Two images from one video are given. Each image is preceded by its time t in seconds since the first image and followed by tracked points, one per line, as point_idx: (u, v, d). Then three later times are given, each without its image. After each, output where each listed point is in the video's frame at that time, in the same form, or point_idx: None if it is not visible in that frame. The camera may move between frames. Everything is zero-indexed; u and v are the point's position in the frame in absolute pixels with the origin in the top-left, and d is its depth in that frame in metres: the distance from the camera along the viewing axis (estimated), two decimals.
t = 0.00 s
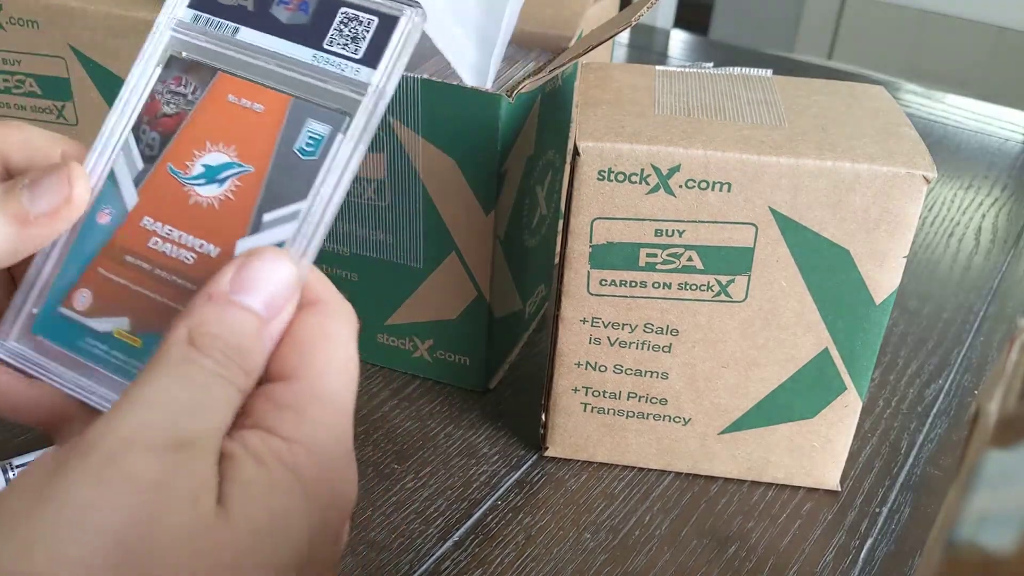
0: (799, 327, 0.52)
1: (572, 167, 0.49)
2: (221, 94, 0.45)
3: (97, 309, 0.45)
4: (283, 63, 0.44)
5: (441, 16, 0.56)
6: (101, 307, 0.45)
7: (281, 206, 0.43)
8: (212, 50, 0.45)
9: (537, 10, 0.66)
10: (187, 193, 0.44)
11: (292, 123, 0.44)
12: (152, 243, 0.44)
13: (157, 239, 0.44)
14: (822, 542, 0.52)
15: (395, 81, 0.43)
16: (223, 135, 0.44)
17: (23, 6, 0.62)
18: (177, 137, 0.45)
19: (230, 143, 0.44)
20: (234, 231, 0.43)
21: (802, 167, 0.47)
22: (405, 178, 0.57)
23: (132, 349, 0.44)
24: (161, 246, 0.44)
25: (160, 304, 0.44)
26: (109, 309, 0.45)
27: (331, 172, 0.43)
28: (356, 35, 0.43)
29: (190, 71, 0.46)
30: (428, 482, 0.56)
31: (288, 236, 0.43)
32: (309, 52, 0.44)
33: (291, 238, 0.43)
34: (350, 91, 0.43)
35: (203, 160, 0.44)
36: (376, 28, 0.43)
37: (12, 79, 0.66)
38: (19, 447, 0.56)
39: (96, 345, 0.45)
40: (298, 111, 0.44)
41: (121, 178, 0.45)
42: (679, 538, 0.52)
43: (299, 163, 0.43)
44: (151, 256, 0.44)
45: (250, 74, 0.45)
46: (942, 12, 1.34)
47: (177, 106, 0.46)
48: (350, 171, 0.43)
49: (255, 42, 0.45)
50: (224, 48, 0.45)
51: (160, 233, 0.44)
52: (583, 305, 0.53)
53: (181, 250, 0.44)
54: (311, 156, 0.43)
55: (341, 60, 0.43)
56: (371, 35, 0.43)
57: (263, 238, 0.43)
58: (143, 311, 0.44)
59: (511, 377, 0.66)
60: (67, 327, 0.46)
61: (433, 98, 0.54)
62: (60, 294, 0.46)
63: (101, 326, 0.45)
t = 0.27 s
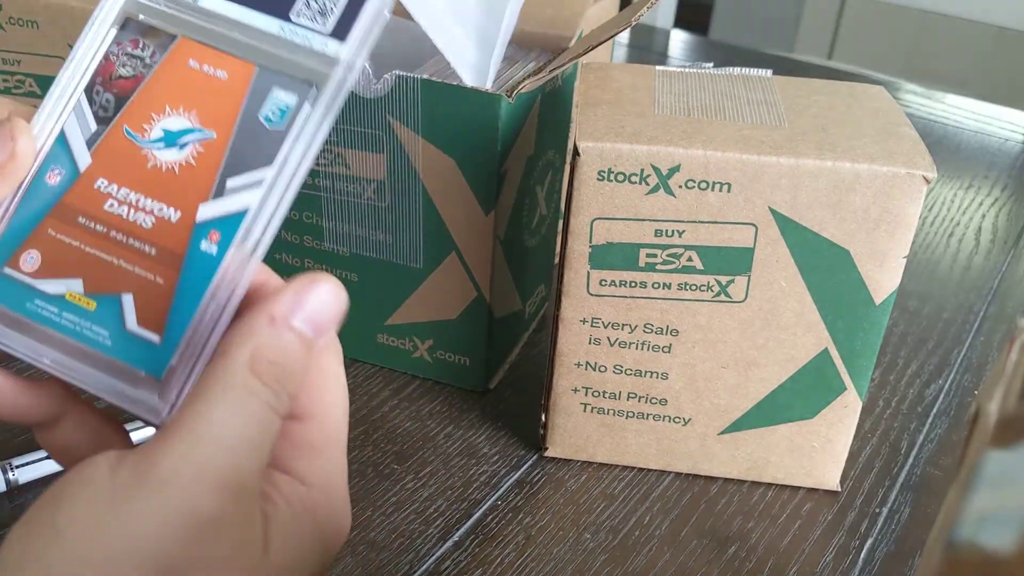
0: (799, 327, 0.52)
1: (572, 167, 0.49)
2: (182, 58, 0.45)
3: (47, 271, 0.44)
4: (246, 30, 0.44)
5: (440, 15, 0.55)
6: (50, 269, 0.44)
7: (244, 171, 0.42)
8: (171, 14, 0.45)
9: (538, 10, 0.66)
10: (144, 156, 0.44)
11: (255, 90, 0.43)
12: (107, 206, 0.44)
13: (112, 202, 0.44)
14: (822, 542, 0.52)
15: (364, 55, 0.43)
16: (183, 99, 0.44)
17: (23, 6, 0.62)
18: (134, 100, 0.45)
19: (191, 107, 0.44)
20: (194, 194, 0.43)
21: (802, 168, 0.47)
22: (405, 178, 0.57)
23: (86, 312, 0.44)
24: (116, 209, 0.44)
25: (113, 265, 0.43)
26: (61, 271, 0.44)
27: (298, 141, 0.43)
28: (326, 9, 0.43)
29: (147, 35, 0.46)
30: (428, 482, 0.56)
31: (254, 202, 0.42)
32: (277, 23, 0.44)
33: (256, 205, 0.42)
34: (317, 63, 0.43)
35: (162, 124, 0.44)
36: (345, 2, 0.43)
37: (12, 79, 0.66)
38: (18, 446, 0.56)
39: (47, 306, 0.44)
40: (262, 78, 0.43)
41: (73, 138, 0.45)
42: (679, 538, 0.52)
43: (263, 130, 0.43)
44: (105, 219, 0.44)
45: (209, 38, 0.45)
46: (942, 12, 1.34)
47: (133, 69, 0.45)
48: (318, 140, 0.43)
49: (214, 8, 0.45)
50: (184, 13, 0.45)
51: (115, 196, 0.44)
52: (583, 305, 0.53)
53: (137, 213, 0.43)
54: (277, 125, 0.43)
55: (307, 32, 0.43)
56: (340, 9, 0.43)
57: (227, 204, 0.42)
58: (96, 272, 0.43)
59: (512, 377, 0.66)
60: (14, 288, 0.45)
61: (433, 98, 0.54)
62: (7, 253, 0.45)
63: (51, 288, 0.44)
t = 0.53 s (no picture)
0: (799, 327, 0.52)
1: (572, 167, 0.49)
2: (182, 52, 0.48)
3: (55, 254, 0.44)
4: (245, 22, 0.49)
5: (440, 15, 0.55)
6: (59, 253, 0.44)
7: (247, 145, 0.45)
8: (173, 15, 0.50)
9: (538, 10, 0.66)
10: (149, 140, 0.46)
11: (256, 72, 0.47)
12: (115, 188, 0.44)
13: (119, 184, 0.44)
14: (822, 542, 0.52)
15: (356, 33, 0.48)
16: (187, 87, 0.47)
17: (23, 6, 0.62)
18: (139, 91, 0.47)
19: (194, 94, 0.47)
20: (201, 169, 0.44)
21: (802, 168, 0.47)
22: (405, 178, 0.57)
23: (95, 289, 0.43)
24: (123, 190, 0.44)
25: (121, 243, 0.43)
26: (68, 253, 0.43)
27: (298, 112, 0.46)
28: None
29: (150, 35, 0.49)
30: (428, 482, 0.56)
31: (255, 173, 0.44)
32: (271, 12, 0.48)
33: (259, 174, 0.44)
34: (313, 43, 0.48)
35: (167, 110, 0.46)
36: None
37: (12, 79, 0.66)
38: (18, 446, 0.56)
39: (56, 288, 0.43)
40: (261, 61, 0.47)
41: (81, 133, 0.46)
42: (679, 538, 0.52)
43: (263, 106, 0.46)
44: (111, 200, 0.44)
45: (209, 32, 0.49)
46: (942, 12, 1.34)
47: (137, 65, 0.48)
48: (315, 110, 0.46)
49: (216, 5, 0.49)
50: (185, 12, 0.50)
51: (122, 179, 0.45)
52: (583, 305, 0.53)
53: (143, 192, 0.44)
54: (277, 101, 0.46)
55: (303, 17, 0.48)
56: None
57: (230, 176, 0.44)
58: (102, 251, 0.43)
59: (512, 377, 0.66)
60: (21, 275, 0.44)
61: (433, 98, 0.54)
62: (15, 242, 0.44)
63: (59, 270, 0.43)
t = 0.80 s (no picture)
0: (799, 327, 0.52)
1: (572, 168, 0.49)
2: (187, 66, 0.49)
3: (57, 270, 0.44)
4: (252, 35, 0.49)
5: (440, 14, 0.55)
6: (61, 268, 0.44)
7: (251, 161, 0.45)
8: (179, 27, 0.50)
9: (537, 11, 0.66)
10: (154, 155, 0.46)
11: (261, 87, 0.48)
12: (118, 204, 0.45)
13: (123, 201, 0.45)
14: (822, 542, 0.52)
15: (362, 49, 0.48)
16: (191, 101, 0.48)
17: (23, 6, 0.62)
18: (143, 105, 0.48)
19: (198, 108, 0.47)
20: (204, 186, 0.45)
21: (802, 168, 0.47)
22: (405, 178, 0.57)
23: (97, 306, 0.43)
24: (126, 207, 0.45)
25: (124, 260, 0.44)
26: (71, 269, 0.44)
27: (303, 128, 0.46)
28: (325, 10, 0.49)
29: (156, 47, 0.50)
30: (428, 482, 0.56)
31: (260, 188, 0.45)
32: (278, 25, 0.49)
33: (263, 190, 0.45)
34: (319, 57, 0.48)
35: (172, 125, 0.47)
36: (345, 4, 0.49)
37: (12, 79, 0.66)
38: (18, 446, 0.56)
39: (57, 303, 0.43)
40: (266, 76, 0.48)
41: (84, 147, 0.47)
42: (679, 538, 0.52)
43: (268, 122, 0.47)
44: (115, 216, 0.45)
45: (215, 45, 0.49)
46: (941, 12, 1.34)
47: (142, 78, 0.49)
48: (319, 127, 0.47)
49: (222, 19, 0.50)
50: (191, 25, 0.50)
51: (125, 194, 0.45)
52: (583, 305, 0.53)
53: (147, 208, 0.45)
54: (282, 116, 0.47)
55: (311, 31, 0.49)
56: (339, 9, 0.49)
57: (234, 192, 0.45)
58: (105, 267, 0.44)
59: (512, 377, 0.66)
60: (23, 289, 0.44)
61: (433, 98, 0.54)
62: (16, 256, 0.44)
63: (61, 286, 0.43)
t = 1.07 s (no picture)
0: (799, 327, 0.52)
1: (572, 168, 0.49)
2: (189, 67, 0.49)
3: (60, 271, 0.44)
4: (253, 38, 0.49)
5: (440, 14, 0.55)
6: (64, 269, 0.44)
7: (255, 166, 0.46)
8: (180, 28, 0.50)
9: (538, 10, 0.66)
10: (155, 156, 0.46)
11: (264, 91, 0.48)
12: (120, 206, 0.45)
13: (124, 202, 0.45)
14: (822, 542, 0.52)
15: (365, 55, 0.48)
16: (193, 104, 0.48)
17: (23, 6, 0.62)
18: (145, 107, 0.48)
19: (200, 111, 0.47)
20: (208, 190, 0.45)
21: (802, 168, 0.47)
22: (405, 178, 0.57)
23: (100, 308, 0.43)
24: (128, 208, 0.45)
25: (128, 262, 0.44)
26: (73, 270, 0.44)
27: (306, 133, 0.47)
28: (327, 14, 0.49)
29: (156, 48, 0.50)
30: (428, 482, 0.56)
31: (263, 194, 0.45)
32: (280, 29, 0.49)
33: (267, 196, 0.45)
34: (321, 62, 0.48)
35: (174, 127, 0.47)
36: (347, 10, 0.49)
37: (12, 79, 0.66)
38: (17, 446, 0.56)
39: (59, 305, 0.43)
40: (269, 80, 0.48)
41: (85, 147, 0.47)
42: (678, 538, 0.52)
43: (272, 127, 0.47)
44: (117, 218, 0.45)
45: (216, 48, 0.49)
46: (941, 12, 1.34)
47: (143, 80, 0.49)
48: (323, 133, 0.47)
49: (222, 20, 0.50)
50: (191, 26, 0.50)
51: (127, 196, 0.45)
52: (583, 305, 0.53)
53: (149, 210, 0.45)
54: (285, 121, 0.47)
55: (312, 36, 0.49)
56: (342, 15, 0.49)
57: (237, 198, 0.45)
58: (108, 269, 0.44)
59: (512, 377, 0.66)
60: (25, 290, 0.44)
61: (433, 98, 0.54)
62: (17, 257, 0.44)
63: (64, 287, 0.44)
